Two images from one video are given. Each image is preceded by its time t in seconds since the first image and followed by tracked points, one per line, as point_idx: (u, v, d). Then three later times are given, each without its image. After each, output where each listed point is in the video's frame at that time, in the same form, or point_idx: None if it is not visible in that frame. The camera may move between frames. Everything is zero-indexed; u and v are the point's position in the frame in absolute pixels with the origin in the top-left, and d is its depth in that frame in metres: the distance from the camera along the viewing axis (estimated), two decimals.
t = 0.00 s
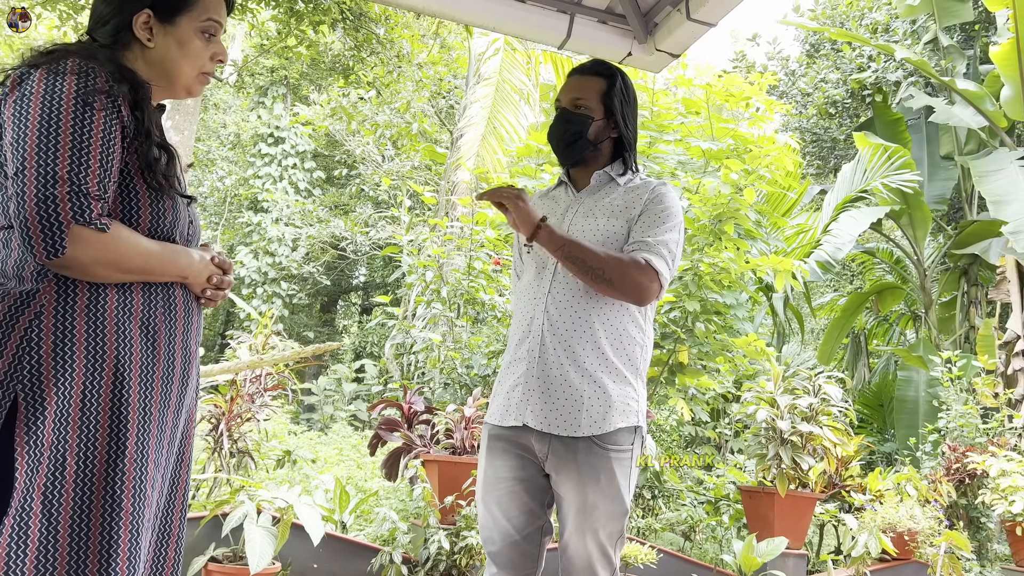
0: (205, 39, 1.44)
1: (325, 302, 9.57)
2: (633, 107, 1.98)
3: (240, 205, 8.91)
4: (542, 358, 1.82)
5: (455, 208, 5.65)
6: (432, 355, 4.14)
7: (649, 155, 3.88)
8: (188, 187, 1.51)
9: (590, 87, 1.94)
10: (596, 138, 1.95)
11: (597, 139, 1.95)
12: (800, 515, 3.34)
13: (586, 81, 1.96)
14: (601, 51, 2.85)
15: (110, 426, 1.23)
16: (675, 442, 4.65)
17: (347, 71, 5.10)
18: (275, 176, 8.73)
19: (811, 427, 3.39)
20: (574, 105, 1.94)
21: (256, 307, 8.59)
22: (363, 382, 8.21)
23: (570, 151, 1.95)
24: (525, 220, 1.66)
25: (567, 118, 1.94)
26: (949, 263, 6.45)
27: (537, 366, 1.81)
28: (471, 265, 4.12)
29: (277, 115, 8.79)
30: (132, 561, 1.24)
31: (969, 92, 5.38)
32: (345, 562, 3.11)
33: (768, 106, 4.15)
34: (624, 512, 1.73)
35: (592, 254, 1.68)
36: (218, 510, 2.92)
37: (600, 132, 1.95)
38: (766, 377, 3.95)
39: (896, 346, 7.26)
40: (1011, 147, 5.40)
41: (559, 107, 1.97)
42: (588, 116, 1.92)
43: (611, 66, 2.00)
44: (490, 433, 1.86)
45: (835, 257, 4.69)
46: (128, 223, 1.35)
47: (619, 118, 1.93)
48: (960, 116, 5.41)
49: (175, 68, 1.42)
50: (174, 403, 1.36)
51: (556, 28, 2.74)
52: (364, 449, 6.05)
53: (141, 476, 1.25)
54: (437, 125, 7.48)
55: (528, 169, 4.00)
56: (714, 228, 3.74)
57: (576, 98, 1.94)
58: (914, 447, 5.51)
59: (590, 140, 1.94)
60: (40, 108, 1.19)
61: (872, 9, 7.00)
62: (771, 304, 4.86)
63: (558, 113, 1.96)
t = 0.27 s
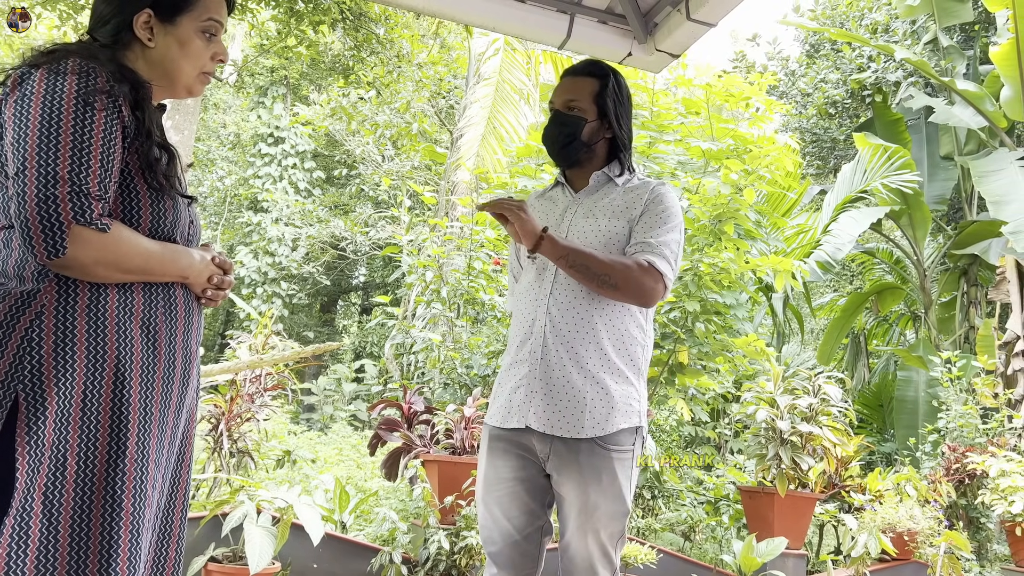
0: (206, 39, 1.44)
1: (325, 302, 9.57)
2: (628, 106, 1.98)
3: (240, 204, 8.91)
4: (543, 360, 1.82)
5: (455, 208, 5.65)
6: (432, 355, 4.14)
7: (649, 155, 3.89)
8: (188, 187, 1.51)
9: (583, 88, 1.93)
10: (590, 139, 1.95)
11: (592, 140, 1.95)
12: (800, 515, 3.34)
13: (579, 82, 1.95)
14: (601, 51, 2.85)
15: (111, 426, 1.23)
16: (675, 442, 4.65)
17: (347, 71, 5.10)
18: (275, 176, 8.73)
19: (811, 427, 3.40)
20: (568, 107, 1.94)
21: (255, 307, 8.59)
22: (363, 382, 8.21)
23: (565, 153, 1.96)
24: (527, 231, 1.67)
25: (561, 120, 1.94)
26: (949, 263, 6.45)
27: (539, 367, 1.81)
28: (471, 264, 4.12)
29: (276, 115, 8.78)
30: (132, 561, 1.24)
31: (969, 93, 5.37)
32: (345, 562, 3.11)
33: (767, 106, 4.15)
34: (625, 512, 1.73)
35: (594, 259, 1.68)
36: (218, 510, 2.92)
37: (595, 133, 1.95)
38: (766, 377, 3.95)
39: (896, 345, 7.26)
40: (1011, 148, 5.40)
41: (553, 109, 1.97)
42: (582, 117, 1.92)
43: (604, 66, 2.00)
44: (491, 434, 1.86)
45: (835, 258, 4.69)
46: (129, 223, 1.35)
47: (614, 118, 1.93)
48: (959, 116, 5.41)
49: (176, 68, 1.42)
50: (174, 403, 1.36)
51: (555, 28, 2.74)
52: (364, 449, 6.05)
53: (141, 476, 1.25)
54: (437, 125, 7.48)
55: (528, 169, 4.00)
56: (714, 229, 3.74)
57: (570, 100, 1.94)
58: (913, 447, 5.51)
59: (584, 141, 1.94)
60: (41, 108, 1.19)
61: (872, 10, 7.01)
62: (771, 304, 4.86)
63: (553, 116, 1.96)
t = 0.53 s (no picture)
0: (207, 40, 1.44)
1: (325, 302, 9.56)
2: (623, 106, 1.97)
3: (240, 205, 8.90)
4: (545, 362, 1.81)
5: (456, 208, 5.65)
6: (432, 355, 4.14)
7: (650, 156, 3.89)
8: (189, 188, 1.51)
9: (578, 89, 1.93)
10: (586, 140, 1.94)
11: (588, 141, 1.95)
12: (801, 516, 3.34)
13: (574, 83, 1.94)
14: (601, 52, 2.84)
15: (112, 427, 1.23)
16: (675, 443, 4.64)
17: (348, 71, 5.11)
18: (276, 176, 8.73)
19: (812, 428, 3.40)
20: (564, 108, 1.94)
21: (256, 308, 8.59)
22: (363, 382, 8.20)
23: (561, 154, 1.95)
24: (531, 235, 1.67)
25: (557, 121, 1.93)
26: (950, 264, 6.45)
27: (541, 369, 1.81)
28: (471, 265, 4.13)
29: (277, 115, 8.78)
30: (133, 562, 1.23)
31: (970, 93, 5.37)
32: (345, 563, 3.11)
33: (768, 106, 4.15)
34: (627, 513, 1.73)
35: (599, 262, 1.68)
36: (219, 510, 2.92)
37: (591, 134, 1.95)
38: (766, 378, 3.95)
39: (896, 346, 7.26)
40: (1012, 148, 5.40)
41: (548, 110, 1.97)
42: (578, 118, 1.92)
43: (598, 66, 1.99)
44: (493, 436, 1.86)
45: (835, 258, 4.69)
46: (131, 223, 1.35)
47: (610, 118, 1.93)
48: (960, 117, 5.41)
49: (177, 69, 1.42)
50: (175, 404, 1.36)
51: (556, 29, 2.74)
52: (364, 450, 6.05)
53: (142, 477, 1.25)
54: (437, 125, 7.49)
55: (529, 169, 4.00)
56: (714, 229, 3.74)
57: (565, 100, 1.93)
58: (914, 448, 5.50)
59: (580, 142, 1.94)
60: (42, 108, 1.18)
61: (872, 10, 7.01)
62: (772, 304, 4.86)
63: (548, 117, 1.95)
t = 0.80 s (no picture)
0: (210, 41, 1.44)
1: (326, 303, 9.57)
2: (621, 107, 1.97)
3: (242, 206, 8.91)
4: (545, 364, 1.81)
5: (458, 209, 5.65)
6: (434, 356, 4.15)
7: (651, 157, 3.90)
8: (192, 189, 1.51)
9: (577, 89, 1.93)
10: (585, 141, 1.94)
11: (587, 142, 1.95)
12: (802, 518, 3.34)
13: (573, 84, 1.95)
14: (603, 53, 2.85)
15: (115, 428, 1.23)
16: (677, 445, 4.64)
17: (350, 72, 5.11)
18: (277, 177, 8.75)
19: (814, 429, 3.39)
20: (563, 109, 1.94)
21: (258, 309, 8.60)
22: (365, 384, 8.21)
23: (560, 154, 1.95)
24: (533, 242, 1.67)
25: (556, 122, 1.93)
26: (952, 265, 6.44)
27: (541, 371, 1.81)
28: (473, 266, 4.14)
29: (279, 116, 8.79)
30: (136, 562, 1.24)
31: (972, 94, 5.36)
32: (347, 564, 3.10)
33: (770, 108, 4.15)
34: (628, 514, 1.73)
35: (600, 265, 1.69)
36: (221, 511, 2.92)
37: (590, 134, 1.95)
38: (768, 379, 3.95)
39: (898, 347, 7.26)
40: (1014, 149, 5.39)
41: (547, 111, 1.97)
42: (577, 118, 1.92)
43: (597, 67, 1.99)
44: (493, 438, 1.86)
45: (837, 260, 4.70)
46: (133, 225, 1.35)
47: (608, 119, 1.93)
48: (962, 118, 5.41)
49: (180, 70, 1.42)
50: (178, 405, 1.36)
51: (558, 30, 2.74)
52: (366, 451, 6.06)
53: (145, 478, 1.25)
54: (439, 126, 7.50)
55: (530, 170, 4.00)
56: (716, 231, 3.73)
57: (564, 101, 1.93)
58: (917, 450, 5.49)
59: (579, 142, 1.94)
60: (45, 110, 1.19)
61: (874, 11, 7.01)
62: (773, 306, 4.86)
63: (547, 118, 1.95)
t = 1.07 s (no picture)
0: (213, 42, 1.44)
1: (329, 304, 9.58)
2: (625, 107, 1.97)
3: (246, 207, 8.93)
4: (547, 365, 1.81)
5: (460, 210, 5.66)
6: (437, 357, 4.15)
7: (654, 158, 3.91)
8: (195, 190, 1.51)
9: (581, 90, 1.93)
10: (589, 141, 1.94)
11: (590, 142, 1.95)
12: (805, 519, 3.33)
13: (578, 84, 1.95)
14: (606, 54, 2.84)
15: (118, 429, 1.23)
16: (681, 446, 4.63)
17: (353, 74, 5.12)
18: (280, 179, 8.77)
19: (817, 431, 3.39)
20: (567, 108, 1.93)
21: (261, 310, 8.62)
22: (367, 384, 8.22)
23: (564, 154, 1.95)
24: (535, 246, 1.66)
25: (560, 122, 1.93)
26: (955, 266, 6.43)
27: (544, 373, 1.81)
28: (475, 268, 4.14)
29: (282, 118, 8.80)
30: (139, 563, 1.24)
31: (975, 96, 5.35)
32: (350, 565, 3.10)
33: (773, 109, 4.15)
34: (630, 515, 1.73)
35: (602, 267, 1.68)
36: (223, 513, 2.92)
37: (594, 135, 1.95)
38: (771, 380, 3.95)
39: (902, 349, 7.25)
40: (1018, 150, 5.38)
41: (551, 111, 1.97)
42: (581, 118, 1.92)
43: (601, 68, 1.99)
44: (495, 439, 1.86)
45: (840, 260, 4.68)
46: (137, 226, 1.35)
47: (613, 120, 1.93)
48: (965, 119, 5.40)
49: (183, 72, 1.43)
50: (181, 406, 1.36)
51: (560, 32, 2.75)
52: (368, 452, 6.06)
53: (148, 479, 1.25)
54: (441, 128, 7.51)
55: (533, 171, 4.00)
56: (719, 232, 3.73)
57: (568, 101, 1.93)
58: (920, 451, 5.48)
59: (583, 142, 1.94)
60: (49, 112, 1.19)
61: (877, 12, 7.01)
62: (776, 307, 4.86)
63: (551, 117, 1.95)
